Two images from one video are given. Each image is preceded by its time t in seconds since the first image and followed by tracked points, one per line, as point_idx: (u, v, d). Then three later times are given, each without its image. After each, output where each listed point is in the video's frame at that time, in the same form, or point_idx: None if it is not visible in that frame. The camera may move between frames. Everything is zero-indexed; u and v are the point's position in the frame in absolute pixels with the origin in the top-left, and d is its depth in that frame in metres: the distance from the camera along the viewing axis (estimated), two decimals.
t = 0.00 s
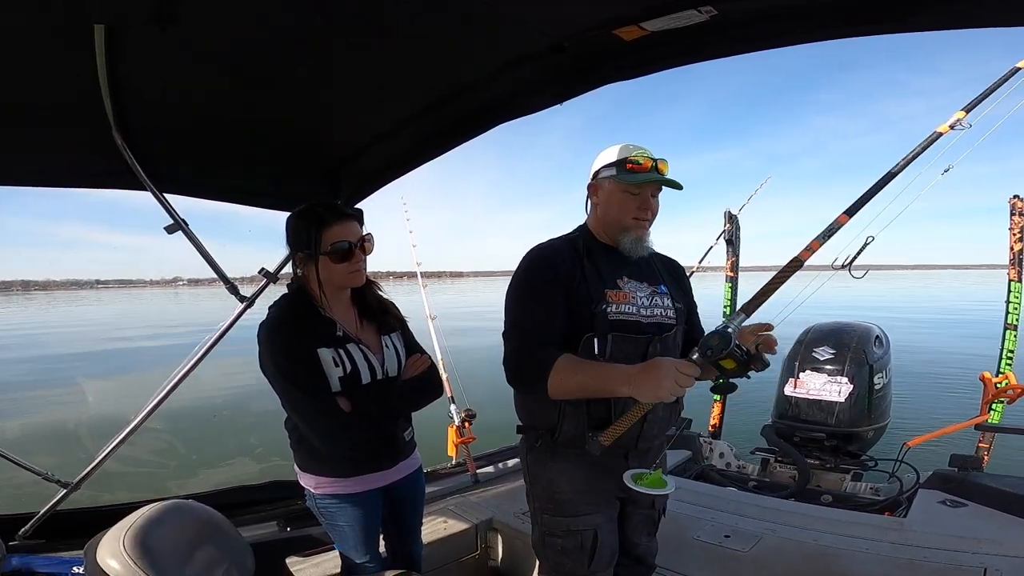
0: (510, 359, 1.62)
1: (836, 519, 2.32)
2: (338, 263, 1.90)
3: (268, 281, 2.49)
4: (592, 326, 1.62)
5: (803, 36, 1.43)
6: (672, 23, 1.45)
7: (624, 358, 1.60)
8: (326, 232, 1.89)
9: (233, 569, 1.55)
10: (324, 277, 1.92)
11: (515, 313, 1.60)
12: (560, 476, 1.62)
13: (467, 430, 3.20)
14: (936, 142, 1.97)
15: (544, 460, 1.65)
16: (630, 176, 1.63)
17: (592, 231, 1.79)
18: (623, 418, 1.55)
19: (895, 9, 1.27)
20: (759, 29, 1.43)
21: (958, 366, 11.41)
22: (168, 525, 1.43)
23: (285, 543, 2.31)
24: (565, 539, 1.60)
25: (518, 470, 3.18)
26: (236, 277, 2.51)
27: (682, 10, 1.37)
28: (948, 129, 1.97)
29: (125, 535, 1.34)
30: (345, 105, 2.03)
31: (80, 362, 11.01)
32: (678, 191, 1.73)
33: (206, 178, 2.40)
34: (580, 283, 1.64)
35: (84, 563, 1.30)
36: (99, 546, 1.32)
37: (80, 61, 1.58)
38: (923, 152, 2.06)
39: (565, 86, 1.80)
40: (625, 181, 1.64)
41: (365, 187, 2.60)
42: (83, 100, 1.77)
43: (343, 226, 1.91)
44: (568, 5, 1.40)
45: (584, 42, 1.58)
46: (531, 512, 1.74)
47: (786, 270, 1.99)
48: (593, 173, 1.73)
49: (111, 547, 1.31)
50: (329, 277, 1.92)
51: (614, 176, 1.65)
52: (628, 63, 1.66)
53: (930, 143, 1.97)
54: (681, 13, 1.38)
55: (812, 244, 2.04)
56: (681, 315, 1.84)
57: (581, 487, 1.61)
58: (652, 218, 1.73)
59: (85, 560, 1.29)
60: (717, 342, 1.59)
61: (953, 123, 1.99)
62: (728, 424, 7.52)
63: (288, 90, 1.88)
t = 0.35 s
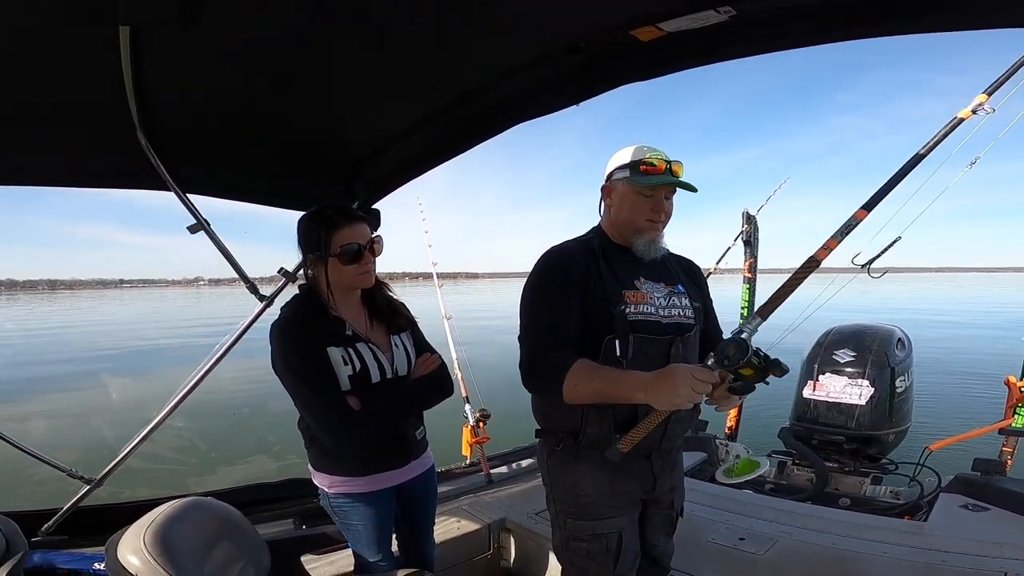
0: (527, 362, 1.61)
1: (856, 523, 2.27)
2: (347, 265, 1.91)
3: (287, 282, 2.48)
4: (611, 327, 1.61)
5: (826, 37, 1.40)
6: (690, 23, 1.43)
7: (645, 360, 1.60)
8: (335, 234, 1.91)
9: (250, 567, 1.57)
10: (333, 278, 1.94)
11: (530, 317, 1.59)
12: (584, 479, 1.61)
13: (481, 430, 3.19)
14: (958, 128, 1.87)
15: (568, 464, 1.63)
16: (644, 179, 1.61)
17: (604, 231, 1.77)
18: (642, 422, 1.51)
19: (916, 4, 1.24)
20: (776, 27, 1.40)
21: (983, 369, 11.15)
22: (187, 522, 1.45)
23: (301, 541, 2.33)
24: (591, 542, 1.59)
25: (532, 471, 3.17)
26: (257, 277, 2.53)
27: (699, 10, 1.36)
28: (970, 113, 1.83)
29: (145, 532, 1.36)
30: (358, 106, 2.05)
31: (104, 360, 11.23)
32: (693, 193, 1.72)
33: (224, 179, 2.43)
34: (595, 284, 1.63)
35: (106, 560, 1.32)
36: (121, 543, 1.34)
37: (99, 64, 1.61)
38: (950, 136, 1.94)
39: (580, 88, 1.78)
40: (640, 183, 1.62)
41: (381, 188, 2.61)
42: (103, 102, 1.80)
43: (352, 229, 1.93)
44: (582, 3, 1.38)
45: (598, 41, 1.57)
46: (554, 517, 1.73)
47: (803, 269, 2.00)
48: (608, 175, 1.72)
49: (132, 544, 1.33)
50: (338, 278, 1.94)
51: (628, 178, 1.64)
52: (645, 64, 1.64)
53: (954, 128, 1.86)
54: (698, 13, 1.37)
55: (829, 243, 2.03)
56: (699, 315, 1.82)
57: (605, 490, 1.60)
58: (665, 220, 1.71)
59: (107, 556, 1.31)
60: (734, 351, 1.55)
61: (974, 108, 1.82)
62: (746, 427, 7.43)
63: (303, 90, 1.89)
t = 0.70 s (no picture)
0: (537, 367, 1.60)
1: (862, 526, 2.26)
2: (350, 268, 1.92)
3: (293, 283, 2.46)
4: (623, 329, 1.60)
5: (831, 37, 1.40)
6: (695, 25, 1.43)
7: (657, 360, 1.59)
8: (338, 237, 1.92)
9: (256, 566, 1.58)
10: (335, 281, 1.95)
11: (540, 319, 1.58)
12: (596, 483, 1.60)
13: (486, 432, 3.20)
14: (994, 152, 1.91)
15: (579, 468, 1.63)
16: (650, 180, 1.62)
17: (611, 233, 1.78)
18: (654, 428, 1.51)
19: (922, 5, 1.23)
20: (782, 28, 1.40)
21: (993, 372, 11.04)
22: (194, 522, 1.46)
23: (307, 541, 2.34)
24: (603, 547, 1.59)
25: (538, 473, 3.17)
26: (265, 278, 2.56)
27: (706, 12, 1.37)
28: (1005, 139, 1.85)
29: (153, 531, 1.37)
30: (362, 108, 2.06)
31: (113, 361, 11.32)
32: (699, 193, 1.71)
33: (232, 180, 2.45)
34: (604, 286, 1.63)
35: (115, 559, 1.33)
36: (129, 542, 1.35)
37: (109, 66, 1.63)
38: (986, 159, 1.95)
39: (586, 89, 1.79)
40: (644, 184, 1.63)
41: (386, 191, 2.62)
42: (112, 103, 1.82)
43: (355, 231, 1.94)
44: (588, 4, 1.39)
45: (603, 43, 1.57)
46: (564, 522, 1.72)
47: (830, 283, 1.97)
48: (613, 175, 1.72)
49: (140, 543, 1.34)
50: (340, 281, 1.95)
51: (634, 179, 1.64)
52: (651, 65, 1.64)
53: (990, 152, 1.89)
54: (705, 16, 1.38)
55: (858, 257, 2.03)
56: (707, 316, 1.81)
57: (617, 494, 1.60)
58: (672, 221, 1.71)
59: (115, 556, 1.32)
60: (755, 357, 1.53)
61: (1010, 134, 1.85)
62: (752, 429, 7.39)
63: (310, 92, 1.91)
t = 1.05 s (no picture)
0: (543, 371, 1.60)
1: (861, 528, 2.27)
2: (351, 271, 1.93)
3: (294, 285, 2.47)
4: (631, 334, 1.60)
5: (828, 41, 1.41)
6: (693, 29, 1.44)
7: (663, 366, 1.60)
8: (340, 240, 1.93)
9: (256, 568, 1.58)
10: (336, 285, 1.96)
11: (546, 322, 1.58)
12: (602, 488, 1.60)
13: (486, 434, 3.20)
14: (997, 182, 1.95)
15: (585, 473, 1.62)
16: (652, 179, 1.63)
17: (616, 236, 1.78)
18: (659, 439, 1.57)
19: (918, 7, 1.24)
20: (779, 31, 1.41)
21: (992, 375, 11.06)
22: (194, 523, 1.46)
23: (307, 542, 2.35)
24: (607, 552, 1.60)
25: (538, 475, 3.17)
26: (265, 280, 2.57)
27: (701, 16, 1.38)
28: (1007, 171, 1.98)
29: (153, 533, 1.37)
30: (364, 111, 2.07)
31: (114, 363, 11.34)
32: (702, 190, 1.74)
33: (233, 182, 2.46)
34: (612, 290, 1.63)
35: (114, 559, 1.33)
36: (129, 543, 1.35)
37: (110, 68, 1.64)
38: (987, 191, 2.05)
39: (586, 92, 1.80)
40: (649, 184, 1.65)
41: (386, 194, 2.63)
42: (114, 105, 1.83)
43: (356, 235, 1.95)
44: (587, 7, 1.40)
45: (602, 47, 1.58)
46: (568, 527, 1.73)
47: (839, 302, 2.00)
48: (615, 179, 1.73)
49: (140, 544, 1.35)
50: (341, 285, 1.95)
51: (637, 179, 1.65)
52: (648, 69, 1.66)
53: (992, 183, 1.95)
54: (700, 19, 1.40)
55: (866, 280, 2.06)
56: (709, 320, 1.82)
57: (623, 500, 1.59)
58: (678, 220, 1.72)
59: (114, 556, 1.32)
60: (761, 368, 1.57)
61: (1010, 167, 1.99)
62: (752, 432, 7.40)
63: (313, 94, 1.91)
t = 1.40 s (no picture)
0: (546, 372, 1.59)
1: (860, 529, 2.27)
2: (353, 273, 1.93)
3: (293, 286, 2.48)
4: (634, 335, 1.60)
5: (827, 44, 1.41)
6: (692, 31, 1.45)
7: (666, 367, 1.60)
8: (342, 242, 1.93)
9: (255, 570, 1.58)
10: (338, 286, 1.96)
11: (551, 323, 1.57)
12: (602, 490, 1.60)
13: (485, 435, 3.20)
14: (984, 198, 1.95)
15: (586, 474, 1.62)
16: (658, 178, 1.64)
17: (620, 237, 1.77)
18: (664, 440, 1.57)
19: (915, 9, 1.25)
20: (778, 34, 1.41)
21: (992, 376, 11.06)
22: (193, 524, 1.46)
23: (307, 543, 2.34)
24: (606, 553, 1.59)
25: (537, 476, 3.17)
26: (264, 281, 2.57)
27: (701, 17, 1.38)
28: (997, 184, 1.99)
29: (152, 534, 1.37)
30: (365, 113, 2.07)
31: (113, 364, 11.33)
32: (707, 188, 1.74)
33: (233, 183, 2.47)
34: (617, 291, 1.63)
35: (113, 560, 1.33)
36: (128, 543, 1.35)
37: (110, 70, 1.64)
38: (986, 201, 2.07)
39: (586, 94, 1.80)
40: (656, 182, 1.66)
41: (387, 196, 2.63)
42: (115, 107, 1.83)
43: (358, 236, 1.94)
44: (587, 8, 1.40)
45: (601, 48, 1.59)
46: (568, 528, 1.72)
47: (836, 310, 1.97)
48: (619, 180, 1.74)
49: (139, 545, 1.34)
50: (343, 287, 1.95)
51: (643, 178, 1.66)
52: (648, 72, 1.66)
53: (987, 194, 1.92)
54: (701, 21, 1.40)
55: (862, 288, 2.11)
56: (713, 322, 1.82)
57: (624, 501, 1.59)
58: (683, 217, 1.73)
59: (113, 557, 1.32)
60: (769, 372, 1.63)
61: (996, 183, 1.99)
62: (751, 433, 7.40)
63: (314, 95, 1.92)
